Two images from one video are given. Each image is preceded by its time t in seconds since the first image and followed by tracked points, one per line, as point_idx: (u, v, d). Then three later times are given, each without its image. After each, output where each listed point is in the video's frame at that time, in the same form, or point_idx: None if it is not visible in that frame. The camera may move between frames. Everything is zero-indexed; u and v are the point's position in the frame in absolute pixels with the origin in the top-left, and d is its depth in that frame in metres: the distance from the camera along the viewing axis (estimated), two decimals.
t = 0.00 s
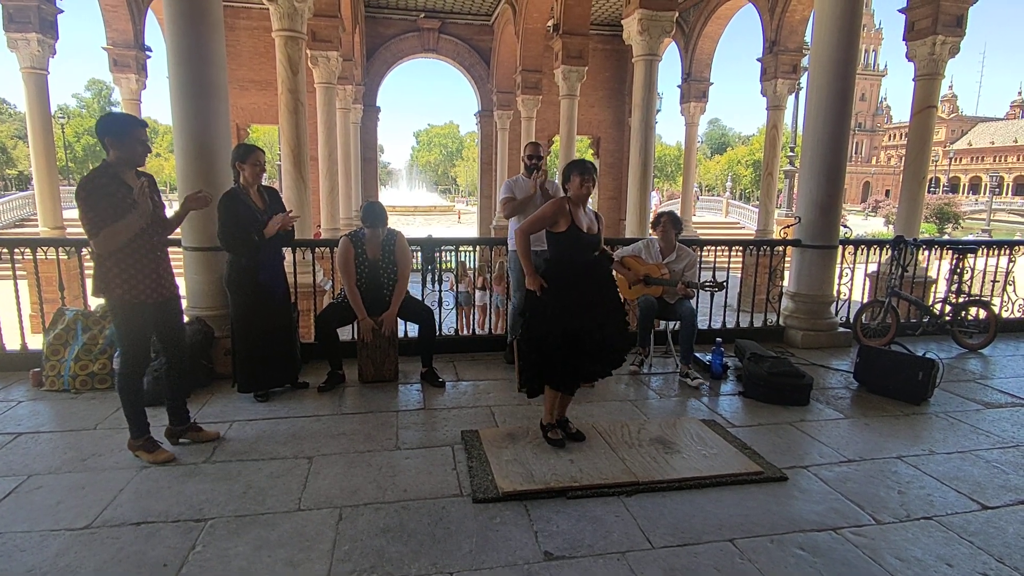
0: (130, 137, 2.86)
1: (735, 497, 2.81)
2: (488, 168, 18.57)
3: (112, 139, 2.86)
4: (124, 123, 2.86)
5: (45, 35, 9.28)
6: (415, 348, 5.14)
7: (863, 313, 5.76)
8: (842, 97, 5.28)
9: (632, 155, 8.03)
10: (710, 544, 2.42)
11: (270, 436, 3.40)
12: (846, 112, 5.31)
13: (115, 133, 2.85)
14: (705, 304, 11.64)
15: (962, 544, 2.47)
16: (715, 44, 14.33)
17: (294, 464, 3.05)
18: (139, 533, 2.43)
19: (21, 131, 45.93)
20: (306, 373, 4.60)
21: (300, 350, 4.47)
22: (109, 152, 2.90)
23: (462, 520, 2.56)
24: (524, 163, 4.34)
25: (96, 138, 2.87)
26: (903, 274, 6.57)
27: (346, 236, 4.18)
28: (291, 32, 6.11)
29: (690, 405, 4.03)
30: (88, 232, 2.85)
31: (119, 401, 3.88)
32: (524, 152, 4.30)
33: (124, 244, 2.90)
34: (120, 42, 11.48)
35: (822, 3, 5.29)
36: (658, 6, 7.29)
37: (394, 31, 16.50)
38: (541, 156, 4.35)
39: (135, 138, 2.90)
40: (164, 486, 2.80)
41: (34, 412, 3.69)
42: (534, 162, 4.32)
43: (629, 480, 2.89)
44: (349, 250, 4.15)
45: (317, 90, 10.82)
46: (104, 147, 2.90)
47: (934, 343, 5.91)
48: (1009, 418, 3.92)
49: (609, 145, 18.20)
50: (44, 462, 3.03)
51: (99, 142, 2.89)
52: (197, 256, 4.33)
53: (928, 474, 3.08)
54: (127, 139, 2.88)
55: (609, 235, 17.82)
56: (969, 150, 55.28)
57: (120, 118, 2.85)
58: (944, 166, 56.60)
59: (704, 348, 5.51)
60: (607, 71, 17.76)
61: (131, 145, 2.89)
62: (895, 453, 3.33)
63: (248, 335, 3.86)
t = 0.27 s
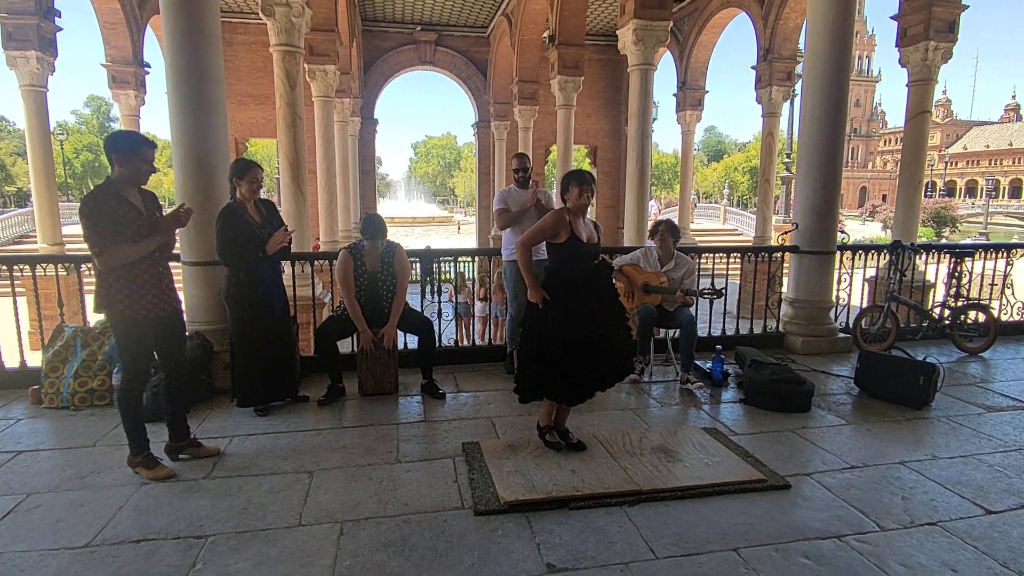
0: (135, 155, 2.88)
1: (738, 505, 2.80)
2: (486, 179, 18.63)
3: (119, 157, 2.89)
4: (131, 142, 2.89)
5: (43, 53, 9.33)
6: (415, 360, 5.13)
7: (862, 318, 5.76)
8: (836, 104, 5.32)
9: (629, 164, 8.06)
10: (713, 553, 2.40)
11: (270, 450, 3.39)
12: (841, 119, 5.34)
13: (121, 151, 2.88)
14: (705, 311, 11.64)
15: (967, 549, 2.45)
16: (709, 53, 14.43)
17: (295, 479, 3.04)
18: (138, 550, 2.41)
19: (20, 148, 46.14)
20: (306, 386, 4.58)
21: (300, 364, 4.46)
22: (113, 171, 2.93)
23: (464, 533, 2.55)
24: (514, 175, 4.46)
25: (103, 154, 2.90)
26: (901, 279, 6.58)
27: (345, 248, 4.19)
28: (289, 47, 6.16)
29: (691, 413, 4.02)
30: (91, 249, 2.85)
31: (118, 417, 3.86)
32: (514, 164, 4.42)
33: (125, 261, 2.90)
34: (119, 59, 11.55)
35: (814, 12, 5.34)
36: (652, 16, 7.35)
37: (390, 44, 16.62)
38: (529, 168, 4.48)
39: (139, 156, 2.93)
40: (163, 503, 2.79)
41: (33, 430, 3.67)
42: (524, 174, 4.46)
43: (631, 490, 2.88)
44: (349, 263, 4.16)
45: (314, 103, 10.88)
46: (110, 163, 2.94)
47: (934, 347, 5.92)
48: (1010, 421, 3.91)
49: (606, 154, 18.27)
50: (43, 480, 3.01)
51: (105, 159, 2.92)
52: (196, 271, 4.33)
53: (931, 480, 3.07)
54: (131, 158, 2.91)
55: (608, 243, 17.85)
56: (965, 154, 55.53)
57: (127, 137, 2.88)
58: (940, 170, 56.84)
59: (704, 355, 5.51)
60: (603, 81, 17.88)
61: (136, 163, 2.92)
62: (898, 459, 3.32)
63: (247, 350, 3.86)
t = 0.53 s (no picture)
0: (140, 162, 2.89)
1: (735, 510, 2.79)
2: (482, 185, 18.67)
3: (124, 163, 2.91)
4: (137, 149, 2.90)
5: (39, 60, 9.33)
6: (411, 366, 5.12)
7: (858, 322, 5.78)
8: (829, 110, 5.36)
9: (625, 170, 8.09)
10: (711, 559, 2.40)
11: (266, 458, 3.37)
12: (834, 124, 5.38)
13: (126, 158, 2.89)
14: (701, 316, 11.66)
15: (964, 553, 2.46)
16: (703, 59, 14.52)
17: (291, 487, 3.03)
18: (133, 560, 2.39)
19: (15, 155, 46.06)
20: (302, 393, 4.56)
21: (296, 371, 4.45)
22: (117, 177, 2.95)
23: (461, 540, 2.54)
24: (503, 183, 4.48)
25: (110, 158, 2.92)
26: (896, 283, 6.61)
27: (341, 255, 4.19)
28: (285, 55, 6.16)
29: (688, 419, 4.02)
30: (93, 254, 2.85)
31: (113, 425, 3.84)
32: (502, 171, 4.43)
33: (127, 266, 2.90)
34: (115, 66, 11.55)
35: (806, 19, 5.39)
36: (647, 24, 7.40)
37: (387, 51, 16.68)
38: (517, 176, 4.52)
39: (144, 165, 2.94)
40: (158, 512, 2.77)
41: (26, 438, 3.65)
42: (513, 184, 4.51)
43: (629, 495, 2.87)
44: (344, 270, 4.16)
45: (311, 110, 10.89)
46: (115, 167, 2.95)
47: (929, 351, 5.93)
48: (1006, 425, 3.93)
49: (602, 160, 18.34)
50: (37, 489, 2.99)
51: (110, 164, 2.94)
52: (192, 278, 4.33)
53: (928, 484, 3.07)
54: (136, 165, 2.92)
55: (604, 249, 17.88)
56: (958, 159, 55.91)
57: (132, 144, 2.89)
58: (934, 175, 57.20)
59: (700, 361, 5.51)
60: (598, 88, 17.97)
61: (141, 170, 2.93)
62: (894, 463, 3.32)
63: (243, 357, 3.84)
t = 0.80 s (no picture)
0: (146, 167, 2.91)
1: (734, 514, 2.79)
2: (478, 189, 18.69)
3: (130, 168, 2.92)
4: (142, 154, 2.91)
5: (35, 66, 9.32)
6: (409, 371, 5.11)
7: (854, 325, 5.80)
8: (825, 114, 5.38)
9: (622, 173, 8.11)
10: (709, 562, 2.40)
11: (262, 464, 3.36)
12: (829, 128, 5.40)
13: (133, 163, 2.91)
14: (698, 319, 11.68)
15: (962, 555, 2.46)
16: (699, 63, 14.58)
17: (287, 493, 3.01)
18: (128, 567, 2.38)
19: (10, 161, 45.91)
20: (299, 399, 4.55)
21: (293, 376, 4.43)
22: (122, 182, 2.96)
23: (459, 545, 2.53)
24: (494, 188, 4.48)
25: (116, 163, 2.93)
26: (892, 285, 6.63)
27: (339, 260, 4.17)
28: (282, 60, 6.15)
29: (686, 422, 4.02)
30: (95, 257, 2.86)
31: (109, 432, 3.82)
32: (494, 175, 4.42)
33: (129, 269, 2.90)
34: (111, 72, 11.55)
35: (801, 24, 5.42)
36: (643, 28, 7.42)
37: (383, 56, 16.70)
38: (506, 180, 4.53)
39: (150, 170, 2.96)
40: (154, 519, 2.75)
41: (22, 445, 3.63)
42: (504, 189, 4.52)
43: (627, 499, 2.87)
44: (342, 275, 4.14)
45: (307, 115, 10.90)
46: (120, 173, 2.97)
47: (925, 352, 5.95)
48: (1003, 426, 3.93)
49: (598, 164, 18.38)
50: (32, 497, 2.97)
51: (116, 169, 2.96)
52: (187, 284, 4.31)
53: (926, 486, 3.08)
54: (142, 170, 2.94)
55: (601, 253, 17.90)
56: (952, 162, 56.19)
57: (139, 150, 2.92)
58: (928, 177, 57.51)
59: (698, 364, 5.51)
60: (594, 92, 18.02)
61: (146, 176, 2.95)
62: (892, 465, 3.32)
63: (240, 362, 3.83)
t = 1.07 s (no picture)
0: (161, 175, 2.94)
1: (736, 517, 2.78)
2: (479, 193, 18.71)
3: (145, 175, 2.94)
4: (159, 162, 2.95)
5: (37, 71, 9.35)
6: (410, 375, 5.10)
7: (856, 328, 5.79)
8: (825, 118, 5.39)
9: (622, 177, 8.12)
10: (711, 567, 2.39)
11: (263, 468, 3.36)
12: (829, 130, 5.40)
13: (148, 171, 2.93)
14: (699, 323, 11.68)
15: (965, 559, 2.45)
16: (699, 67, 14.61)
17: (289, 497, 3.01)
18: (129, 572, 2.37)
19: (12, 165, 46.04)
20: (301, 403, 4.55)
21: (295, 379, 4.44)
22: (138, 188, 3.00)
23: (460, 549, 2.52)
24: (491, 191, 4.49)
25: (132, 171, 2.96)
26: (893, 288, 6.63)
27: (339, 264, 4.16)
28: (283, 64, 6.17)
29: (687, 425, 4.01)
30: (108, 260, 2.89)
31: (110, 436, 3.82)
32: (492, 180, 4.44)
33: (142, 273, 2.92)
34: (113, 76, 11.59)
35: (800, 28, 5.43)
36: (643, 32, 7.44)
37: (384, 60, 16.74)
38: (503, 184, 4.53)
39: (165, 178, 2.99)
40: (155, 523, 2.75)
41: (23, 449, 3.62)
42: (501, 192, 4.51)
43: (629, 502, 2.86)
44: (342, 278, 4.13)
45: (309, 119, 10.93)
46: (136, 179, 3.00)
47: (927, 356, 5.95)
48: (1005, 429, 3.92)
49: (599, 167, 18.40)
50: (34, 501, 2.97)
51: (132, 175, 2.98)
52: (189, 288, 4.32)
53: (928, 489, 3.07)
54: (157, 178, 2.96)
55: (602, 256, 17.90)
56: (953, 164, 56.20)
57: (156, 157, 2.95)
58: (929, 180, 57.54)
59: (699, 367, 5.51)
60: (595, 95, 18.06)
61: (161, 183, 2.97)
62: (895, 469, 3.31)
63: (245, 365, 3.85)
